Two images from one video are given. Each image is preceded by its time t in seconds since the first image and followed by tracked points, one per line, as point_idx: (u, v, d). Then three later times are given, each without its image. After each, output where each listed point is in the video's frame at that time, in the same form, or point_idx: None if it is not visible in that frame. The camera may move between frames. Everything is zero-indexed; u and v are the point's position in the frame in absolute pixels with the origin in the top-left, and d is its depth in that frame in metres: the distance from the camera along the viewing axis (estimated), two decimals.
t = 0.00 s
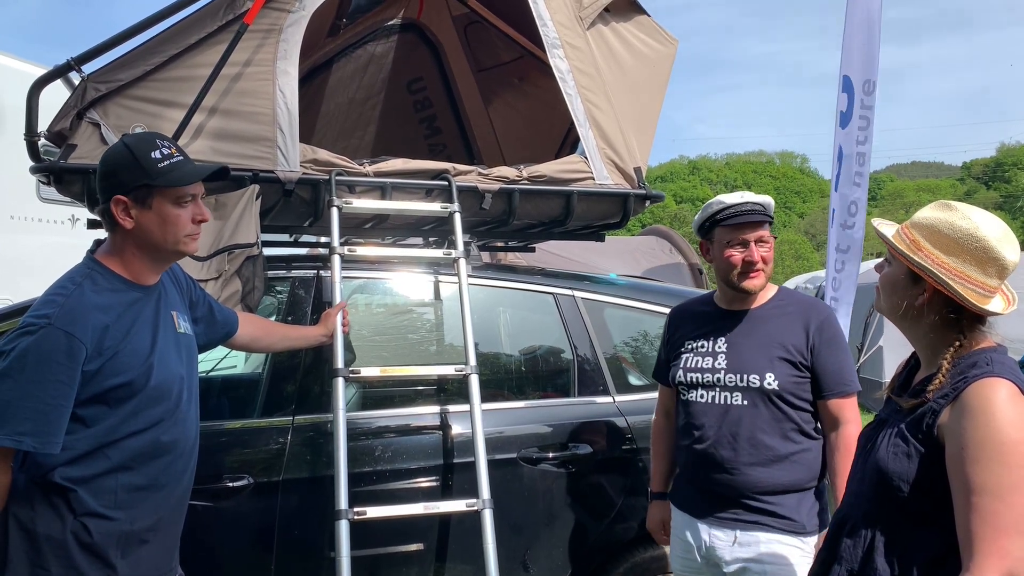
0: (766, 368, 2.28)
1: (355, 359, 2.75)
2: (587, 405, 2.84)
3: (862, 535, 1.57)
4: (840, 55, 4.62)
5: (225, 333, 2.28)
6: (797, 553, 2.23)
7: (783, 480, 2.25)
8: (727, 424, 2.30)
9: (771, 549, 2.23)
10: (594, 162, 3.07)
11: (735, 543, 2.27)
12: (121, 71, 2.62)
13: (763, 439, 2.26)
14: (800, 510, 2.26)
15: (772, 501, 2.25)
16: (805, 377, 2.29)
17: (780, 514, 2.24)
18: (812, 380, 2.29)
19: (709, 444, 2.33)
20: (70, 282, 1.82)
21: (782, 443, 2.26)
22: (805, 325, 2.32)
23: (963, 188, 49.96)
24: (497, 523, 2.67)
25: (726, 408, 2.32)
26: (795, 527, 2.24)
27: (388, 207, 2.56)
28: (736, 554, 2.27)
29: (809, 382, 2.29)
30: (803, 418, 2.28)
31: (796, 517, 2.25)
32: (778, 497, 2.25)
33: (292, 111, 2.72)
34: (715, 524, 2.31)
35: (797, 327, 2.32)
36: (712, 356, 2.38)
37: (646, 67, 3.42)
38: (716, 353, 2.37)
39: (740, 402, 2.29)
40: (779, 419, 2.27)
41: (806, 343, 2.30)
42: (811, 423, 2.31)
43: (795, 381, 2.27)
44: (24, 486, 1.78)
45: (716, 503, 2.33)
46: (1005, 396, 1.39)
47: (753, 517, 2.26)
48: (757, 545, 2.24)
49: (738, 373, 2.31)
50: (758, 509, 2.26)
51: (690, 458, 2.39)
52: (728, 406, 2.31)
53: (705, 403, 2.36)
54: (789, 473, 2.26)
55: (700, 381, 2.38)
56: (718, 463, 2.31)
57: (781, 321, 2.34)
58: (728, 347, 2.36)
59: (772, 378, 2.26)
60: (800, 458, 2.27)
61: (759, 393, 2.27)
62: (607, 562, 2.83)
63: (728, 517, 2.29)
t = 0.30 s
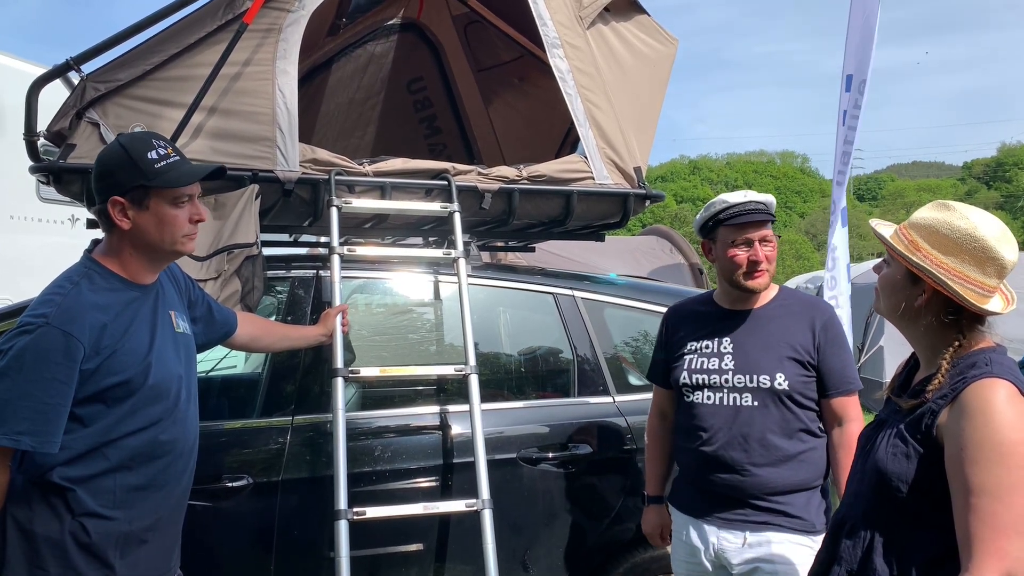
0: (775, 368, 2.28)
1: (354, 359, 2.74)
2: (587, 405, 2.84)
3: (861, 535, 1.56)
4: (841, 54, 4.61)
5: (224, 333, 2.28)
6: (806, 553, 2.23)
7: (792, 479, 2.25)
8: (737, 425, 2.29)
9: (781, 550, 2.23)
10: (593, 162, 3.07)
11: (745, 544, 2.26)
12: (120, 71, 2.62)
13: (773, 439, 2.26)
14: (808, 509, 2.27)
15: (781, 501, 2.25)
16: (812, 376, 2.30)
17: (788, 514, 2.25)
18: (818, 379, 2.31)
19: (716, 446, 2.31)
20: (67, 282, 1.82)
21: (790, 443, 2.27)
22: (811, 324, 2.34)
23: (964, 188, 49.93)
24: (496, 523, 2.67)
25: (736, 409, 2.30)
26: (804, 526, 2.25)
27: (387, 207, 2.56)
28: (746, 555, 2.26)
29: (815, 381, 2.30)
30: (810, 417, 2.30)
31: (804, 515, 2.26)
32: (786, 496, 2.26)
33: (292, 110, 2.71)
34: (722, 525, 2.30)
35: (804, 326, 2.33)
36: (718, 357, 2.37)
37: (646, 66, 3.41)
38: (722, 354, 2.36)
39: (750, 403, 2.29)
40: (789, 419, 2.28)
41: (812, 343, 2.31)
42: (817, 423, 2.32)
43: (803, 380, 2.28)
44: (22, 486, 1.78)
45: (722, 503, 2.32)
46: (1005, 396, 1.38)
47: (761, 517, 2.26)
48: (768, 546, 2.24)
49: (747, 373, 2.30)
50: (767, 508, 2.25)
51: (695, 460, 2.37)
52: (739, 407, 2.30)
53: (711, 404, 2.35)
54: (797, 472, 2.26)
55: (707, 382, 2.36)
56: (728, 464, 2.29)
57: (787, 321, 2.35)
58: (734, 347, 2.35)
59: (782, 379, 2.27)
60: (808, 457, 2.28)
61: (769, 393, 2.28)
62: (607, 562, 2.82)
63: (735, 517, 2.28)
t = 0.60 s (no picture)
0: (782, 371, 2.28)
1: (354, 359, 2.74)
2: (587, 405, 2.84)
3: (862, 536, 1.56)
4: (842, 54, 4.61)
5: (223, 333, 2.28)
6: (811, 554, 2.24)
7: (796, 481, 2.26)
8: (742, 427, 2.29)
9: (787, 551, 2.23)
10: (594, 162, 3.07)
11: (750, 547, 2.26)
12: (120, 71, 2.62)
13: (779, 442, 2.26)
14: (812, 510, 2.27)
15: (786, 502, 2.25)
16: (818, 377, 2.31)
17: (793, 515, 2.25)
18: (823, 380, 2.31)
19: (723, 448, 2.30)
20: (66, 282, 1.81)
21: (794, 445, 2.27)
22: (816, 325, 2.35)
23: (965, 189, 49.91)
24: (496, 524, 2.67)
25: (742, 412, 2.30)
26: (808, 527, 2.25)
27: (387, 207, 2.56)
28: (751, 556, 2.25)
29: (820, 383, 2.31)
30: (814, 418, 2.30)
31: (809, 516, 2.26)
32: (792, 497, 2.26)
33: (292, 110, 2.71)
34: (726, 526, 2.30)
35: (810, 328, 2.34)
36: (723, 358, 2.36)
37: (647, 66, 3.41)
38: (728, 355, 2.35)
39: (756, 405, 2.28)
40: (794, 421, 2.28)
41: (818, 344, 2.32)
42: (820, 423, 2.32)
43: (809, 381, 2.29)
44: (21, 485, 1.78)
45: (726, 505, 2.31)
46: (1005, 395, 1.38)
47: (765, 518, 2.25)
48: (774, 547, 2.23)
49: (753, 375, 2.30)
50: (771, 510, 2.25)
51: (698, 462, 2.36)
52: (745, 409, 2.29)
53: (716, 406, 2.34)
54: (803, 474, 2.26)
55: (713, 384, 2.35)
56: (732, 466, 2.29)
57: (792, 322, 2.35)
58: (739, 349, 2.34)
59: (789, 382, 2.27)
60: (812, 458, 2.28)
61: (774, 395, 2.27)
62: (607, 563, 2.82)
63: (739, 519, 2.28)
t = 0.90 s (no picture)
0: (788, 373, 2.29)
1: (354, 359, 2.74)
2: (587, 405, 2.84)
3: (862, 534, 1.55)
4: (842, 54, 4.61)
5: (223, 333, 2.28)
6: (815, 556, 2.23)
7: (800, 482, 2.27)
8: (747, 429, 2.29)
9: (793, 552, 2.22)
10: (594, 162, 3.06)
11: (754, 547, 2.25)
12: (119, 71, 2.62)
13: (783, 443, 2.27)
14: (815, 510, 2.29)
15: (790, 503, 2.27)
16: (822, 378, 2.33)
17: (797, 516, 2.26)
18: (828, 381, 2.33)
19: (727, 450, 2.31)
20: (65, 282, 1.81)
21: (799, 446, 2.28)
22: (821, 325, 2.35)
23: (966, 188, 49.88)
24: (497, 523, 2.66)
25: (747, 414, 2.31)
26: (812, 528, 2.26)
27: (387, 207, 2.56)
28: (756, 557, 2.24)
29: (825, 383, 2.33)
30: (818, 419, 2.31)
31: (813, 517, 2.27)
32: (795, 498, 2.27)
33: (291, 110, 2.71)
34: (730, 527, 2.29)
35: (815, 328, 2.34)
36: (728, 360, 2.36)
37: (647, 66, 3.41)
38: (732, 357, 2.35)
39: (761, 407, 2.29)
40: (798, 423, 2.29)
41: (823, 345, 2.33)
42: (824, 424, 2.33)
43: (815, 382, 2.30)
44: (20, 485, 1.78)
45: (730, 506, 2.31)
46: (1010, 394, 1.38)
47: (769, 519, 2.26)
48: (780, 547, 2.22)
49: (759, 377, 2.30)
50: (775, 511, 2.26)
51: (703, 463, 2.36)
52: (750, 411, 2.30)
53: (721, 408, 2.34)
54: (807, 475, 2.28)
55: (717, 386, 2.35)
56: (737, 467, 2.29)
57: (798, 322, 2.35)
58: (745, 350, 2.35)
59: (794, 383, 2.28)
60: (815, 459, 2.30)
61: (779, 398, 2.28)
62: (607, 563, 2.82)
63: (743, 520, 2.28)
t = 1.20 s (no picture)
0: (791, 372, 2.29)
1: (354, 359, 2.74)
2: (587, 405, 2.83)
3: (864, 532, 1.55)
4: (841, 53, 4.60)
5: (223, 332, 2.28)
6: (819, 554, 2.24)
7: (804, 481, 2.26)
8: (752, 430, 2.29)
9: (797, 551, 2.22)
10: (594, 162, 3.06)
11: (760, 547, 2.25)
12: (118, 70, 2.61)
13: (787, 443, 2.27)
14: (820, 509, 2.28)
15: (795, 503, 2.26)
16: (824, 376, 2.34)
17: (802, 515, 2.25)
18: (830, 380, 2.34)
19: (732, 451, 2.30)
20: (64, 281, 1.81)
21: (802, 446, 2.28)
22: (822, 323, 2.36)
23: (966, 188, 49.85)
24: (496, 523, 2.66)
25: (752, 415, 2.30)
26: (817, 527, 2.25)
27: (386, 207, 2.55)
28: (762, 557, 2.24)
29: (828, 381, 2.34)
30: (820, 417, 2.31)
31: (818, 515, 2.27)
32: (800, 497, 2.27)
33: (291, 109, 2.71)
34: (736, 527, 2.28)
35: (817, 326, 2.35)
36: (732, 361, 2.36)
37: (647, 65, 3.40)
38: (735, 357, 2.36)
39: (765, 408, 2.29)
40: (801, 423, 2.29)
41: (825, 342, 2.34)
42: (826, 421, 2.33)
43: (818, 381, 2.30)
44: (19, 485, 1.77)
45: (735, 506, 2.31)
46: (1016, 395, 1.38)
47: (773, 518, 2.25)
48: (784, 547, 2.22)
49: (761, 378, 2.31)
50: (780, 510, 2.25)
51: (707, 464, 2.36)
52: (755, 412, 2.30)
53: (724, 409, 2.34)
54: (811, 474, 2.27)
55: (721, 387, 2.35)
56: (741, 467, 2.29)
57: (798, 321, 2.35)
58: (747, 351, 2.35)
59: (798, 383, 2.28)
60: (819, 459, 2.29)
61: (783, 398, 2.29)
62: (607, 562, 2.82)
63: (749, 519, 2.27)
